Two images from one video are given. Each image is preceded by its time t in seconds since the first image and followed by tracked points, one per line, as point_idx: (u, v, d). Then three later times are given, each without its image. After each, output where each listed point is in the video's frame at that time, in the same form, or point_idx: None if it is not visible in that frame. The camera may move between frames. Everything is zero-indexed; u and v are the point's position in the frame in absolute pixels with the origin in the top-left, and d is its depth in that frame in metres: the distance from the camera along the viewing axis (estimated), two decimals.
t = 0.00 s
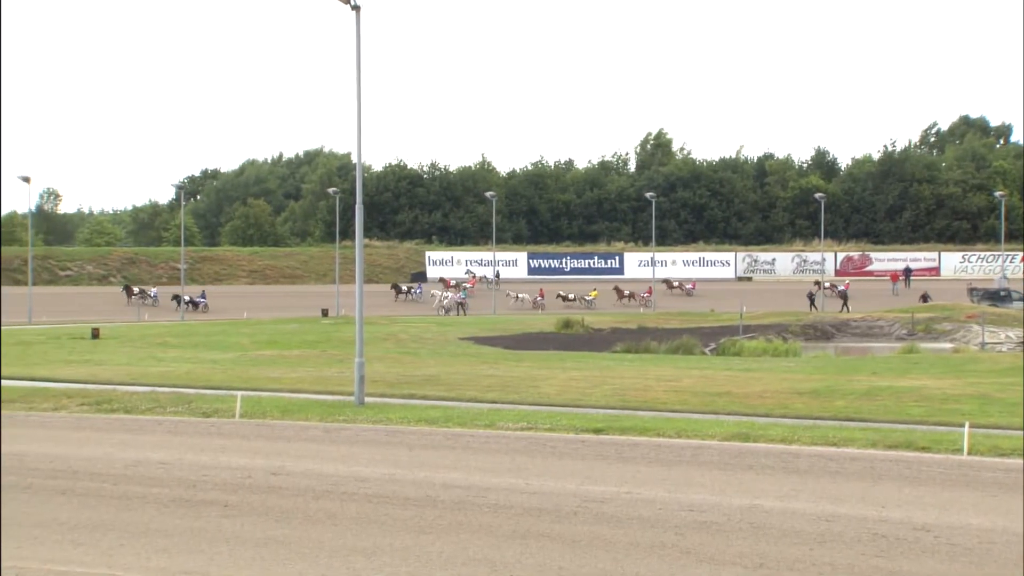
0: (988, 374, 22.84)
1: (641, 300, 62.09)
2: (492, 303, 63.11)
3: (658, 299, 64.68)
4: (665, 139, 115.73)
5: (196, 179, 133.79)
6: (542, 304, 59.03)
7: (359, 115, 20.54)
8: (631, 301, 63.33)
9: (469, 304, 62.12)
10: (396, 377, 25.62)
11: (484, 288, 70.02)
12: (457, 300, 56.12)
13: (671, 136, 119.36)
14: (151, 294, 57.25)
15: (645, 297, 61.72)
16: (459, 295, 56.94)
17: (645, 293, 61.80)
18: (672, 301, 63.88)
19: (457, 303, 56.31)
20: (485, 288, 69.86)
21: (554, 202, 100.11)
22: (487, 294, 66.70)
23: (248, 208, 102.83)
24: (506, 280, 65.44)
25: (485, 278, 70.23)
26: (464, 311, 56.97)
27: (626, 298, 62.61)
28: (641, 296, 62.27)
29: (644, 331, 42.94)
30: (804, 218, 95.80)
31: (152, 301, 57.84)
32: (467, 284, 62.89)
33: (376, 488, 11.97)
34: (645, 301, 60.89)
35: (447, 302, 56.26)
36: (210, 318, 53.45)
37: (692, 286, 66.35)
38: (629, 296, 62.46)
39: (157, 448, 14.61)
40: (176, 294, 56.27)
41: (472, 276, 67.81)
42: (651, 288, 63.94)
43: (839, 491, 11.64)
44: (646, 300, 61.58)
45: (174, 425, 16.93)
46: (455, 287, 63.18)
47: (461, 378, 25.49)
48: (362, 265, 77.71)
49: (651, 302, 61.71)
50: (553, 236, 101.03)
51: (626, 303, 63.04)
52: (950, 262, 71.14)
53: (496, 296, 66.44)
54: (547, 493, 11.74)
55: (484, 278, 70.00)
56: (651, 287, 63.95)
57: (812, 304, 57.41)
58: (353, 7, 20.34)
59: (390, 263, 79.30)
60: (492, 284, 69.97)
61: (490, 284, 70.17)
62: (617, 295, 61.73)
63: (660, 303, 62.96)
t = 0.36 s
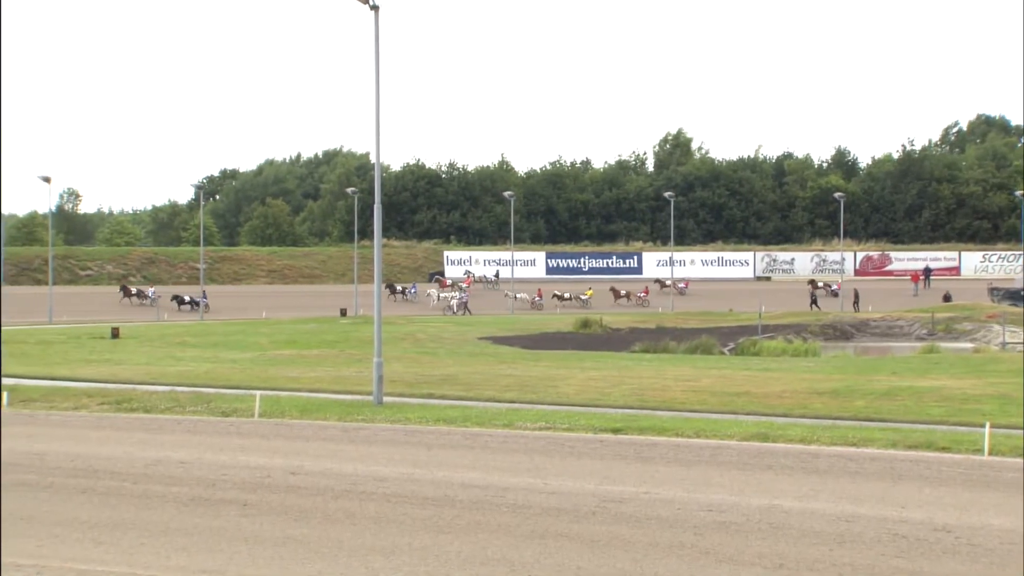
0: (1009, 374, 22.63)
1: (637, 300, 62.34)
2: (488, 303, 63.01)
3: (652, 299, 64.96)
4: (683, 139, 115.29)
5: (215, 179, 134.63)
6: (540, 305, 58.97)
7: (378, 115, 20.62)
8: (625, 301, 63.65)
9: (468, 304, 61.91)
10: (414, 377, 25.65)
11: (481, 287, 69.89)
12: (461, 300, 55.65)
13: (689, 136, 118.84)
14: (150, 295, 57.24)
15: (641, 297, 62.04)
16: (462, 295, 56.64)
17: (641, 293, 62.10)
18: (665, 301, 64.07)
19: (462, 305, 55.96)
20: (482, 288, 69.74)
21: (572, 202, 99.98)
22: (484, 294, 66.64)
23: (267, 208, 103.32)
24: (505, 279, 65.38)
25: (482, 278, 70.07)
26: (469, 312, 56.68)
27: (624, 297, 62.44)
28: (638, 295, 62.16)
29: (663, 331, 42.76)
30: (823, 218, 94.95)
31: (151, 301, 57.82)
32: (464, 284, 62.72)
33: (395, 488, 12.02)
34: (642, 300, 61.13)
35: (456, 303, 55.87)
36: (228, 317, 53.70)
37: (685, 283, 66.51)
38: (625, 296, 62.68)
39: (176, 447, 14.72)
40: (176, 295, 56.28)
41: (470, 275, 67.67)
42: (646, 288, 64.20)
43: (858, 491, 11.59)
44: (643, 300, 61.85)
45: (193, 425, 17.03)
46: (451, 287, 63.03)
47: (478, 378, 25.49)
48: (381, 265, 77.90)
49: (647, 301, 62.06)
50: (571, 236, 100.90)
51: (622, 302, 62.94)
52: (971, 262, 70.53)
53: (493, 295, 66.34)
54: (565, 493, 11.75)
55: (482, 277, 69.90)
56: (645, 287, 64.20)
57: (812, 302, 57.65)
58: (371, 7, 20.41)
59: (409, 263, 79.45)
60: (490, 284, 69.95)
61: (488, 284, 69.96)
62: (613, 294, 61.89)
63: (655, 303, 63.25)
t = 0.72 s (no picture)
0: None
1: (637, 299, 62.39)
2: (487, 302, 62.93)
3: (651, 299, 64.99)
4: (705, 138, 114.71)
5: (237, 179, 135.54)
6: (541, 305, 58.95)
7: (399, 115, 20.72)
8: (624, 301, 63.71)
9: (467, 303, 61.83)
10: (435, 377, 25.75)
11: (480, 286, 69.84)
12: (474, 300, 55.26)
13: (711, 135, 118.20)
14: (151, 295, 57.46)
15: (639, 297, 62.13)
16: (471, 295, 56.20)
17: (640, 293, 62.16)
18: (662, 301, 64.01)
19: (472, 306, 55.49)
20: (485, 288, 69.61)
21: (593, 202, 99.78)
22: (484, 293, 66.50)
23: (289, 207, 103.83)
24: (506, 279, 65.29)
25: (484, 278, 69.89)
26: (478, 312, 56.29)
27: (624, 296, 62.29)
28: (638, 295, 62.06)
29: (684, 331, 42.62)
30: (846, 217, 94.16)
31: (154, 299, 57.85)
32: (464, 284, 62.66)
33: (416, 488, 12.07)
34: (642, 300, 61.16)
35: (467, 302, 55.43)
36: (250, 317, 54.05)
37: (679, 283, 67.04)
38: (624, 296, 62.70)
39: (199, 446, 14.87)
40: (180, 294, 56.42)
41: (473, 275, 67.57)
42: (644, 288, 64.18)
43: (881, 491, 11.52)
44: (643, 300, 61.89)
45: (216, 424, 17.19)
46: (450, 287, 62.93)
47: (498, 378, 25.50)
48: (402, 265, 78.14)
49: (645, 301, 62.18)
50: (593, 236, 100.83)
51: (621, 302, 62.83)
52: (995, 262, 69.84)
53: (495, 295, 66.26)
54: (587, 493, 11.75)
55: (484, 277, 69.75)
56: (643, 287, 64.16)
57: (819, 303, 57.77)
58: (393, 7, 20.52)
59: (429, 262, 79.64)
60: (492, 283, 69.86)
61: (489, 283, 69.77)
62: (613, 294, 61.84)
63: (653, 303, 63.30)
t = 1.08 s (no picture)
0: None
1: (637, 299, 62.17)
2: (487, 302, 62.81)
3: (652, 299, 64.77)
4: (728, 137, 114.10)
5: (259, 180, 136.36)
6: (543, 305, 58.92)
7: (421, 115, 20.79)
8: (624, 301, 63.55)
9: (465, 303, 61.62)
10: (457, 377, 25.82)
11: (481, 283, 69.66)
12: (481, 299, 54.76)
13: (733, 135, 117.53)
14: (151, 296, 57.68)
15: (639, 297, 61.97)
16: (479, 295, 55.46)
17: (641, 293, 61.93)
18: (661, 301, 63.78)
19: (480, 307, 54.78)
20: (489, 287, 69.37)
21: (615, 201, 99.65)
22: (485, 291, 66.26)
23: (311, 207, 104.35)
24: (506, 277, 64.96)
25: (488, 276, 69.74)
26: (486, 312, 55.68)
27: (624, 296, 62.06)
28: (637, 295, 61.85)
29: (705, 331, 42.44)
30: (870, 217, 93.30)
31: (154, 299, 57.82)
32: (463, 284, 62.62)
33: (439, 487, 12.11)
34: (642, 300, 61.01)
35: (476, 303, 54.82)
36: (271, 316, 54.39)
37: (676, 282, 67.27)
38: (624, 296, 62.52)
39: (222, 446, 15.00)
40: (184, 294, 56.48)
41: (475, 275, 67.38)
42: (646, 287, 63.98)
43: (904, 492, 11.45)
44: (643, 300, 61.70)
45: (238, 424, 17.32)
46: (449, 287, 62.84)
47: (519, 377, 25.48)
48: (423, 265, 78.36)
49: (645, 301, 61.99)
50: (614, 236, 100.75)
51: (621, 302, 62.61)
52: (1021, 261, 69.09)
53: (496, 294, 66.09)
54: (609, 493, 11.75)
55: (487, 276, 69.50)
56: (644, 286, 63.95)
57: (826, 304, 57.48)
58: (415, 7, 20.60)
59: (450, 262, 79.82)
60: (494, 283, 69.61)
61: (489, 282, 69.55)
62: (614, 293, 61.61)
63: (654, 303, 63.11)
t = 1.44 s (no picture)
0: None
1: (637, 299, 62.09)
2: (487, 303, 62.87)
3: (651, 298, 64.70)
4: (749, 137, 113.47)
5: (281, 179, 137.26)
6: (542, 305, 58.95)
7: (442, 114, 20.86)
8: (624, 300, 63.52)
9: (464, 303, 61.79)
10: (479, 376, 25.88)
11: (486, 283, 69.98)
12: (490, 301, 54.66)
13: (755, 135, 116.78)
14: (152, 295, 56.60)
15: (639, 297, 61.99)
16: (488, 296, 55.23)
17: (640, 293, 61.86)
18: (660, 301, 63.63)
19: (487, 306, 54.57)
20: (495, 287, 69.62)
21: (637, 201, 99.68)
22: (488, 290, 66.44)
23: (333, 207, 104.89)
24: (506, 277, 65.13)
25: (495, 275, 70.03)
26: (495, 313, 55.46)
27: (624, 296, 62.02)
28: (637, 295, 61.81)
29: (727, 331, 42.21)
30: (893, 216, 92.36)
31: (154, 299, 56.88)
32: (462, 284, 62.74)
33: (460, 487, 12.16)
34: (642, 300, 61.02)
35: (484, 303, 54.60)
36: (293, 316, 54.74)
37: (674, 281, 67.30)
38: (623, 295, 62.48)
39: (244, 446, 15.12)
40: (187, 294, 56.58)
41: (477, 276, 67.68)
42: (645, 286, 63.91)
43: (928, 492, 11.37)
44: (643, 300, 61.65)
45: (261, 423, 17.47)
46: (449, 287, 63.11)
47: (540, 377, 25.46)
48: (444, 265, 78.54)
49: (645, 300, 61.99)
50: (636, 235, 100.77)
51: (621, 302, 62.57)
52: None
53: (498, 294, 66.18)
54: (631, 493, 11.75)
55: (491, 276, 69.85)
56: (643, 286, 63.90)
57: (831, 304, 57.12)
58: (436, 6, 20.63)
59: (472, 262, 79.96)
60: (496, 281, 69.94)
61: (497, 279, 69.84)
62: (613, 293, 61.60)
63: (655, 302, 63.02)
